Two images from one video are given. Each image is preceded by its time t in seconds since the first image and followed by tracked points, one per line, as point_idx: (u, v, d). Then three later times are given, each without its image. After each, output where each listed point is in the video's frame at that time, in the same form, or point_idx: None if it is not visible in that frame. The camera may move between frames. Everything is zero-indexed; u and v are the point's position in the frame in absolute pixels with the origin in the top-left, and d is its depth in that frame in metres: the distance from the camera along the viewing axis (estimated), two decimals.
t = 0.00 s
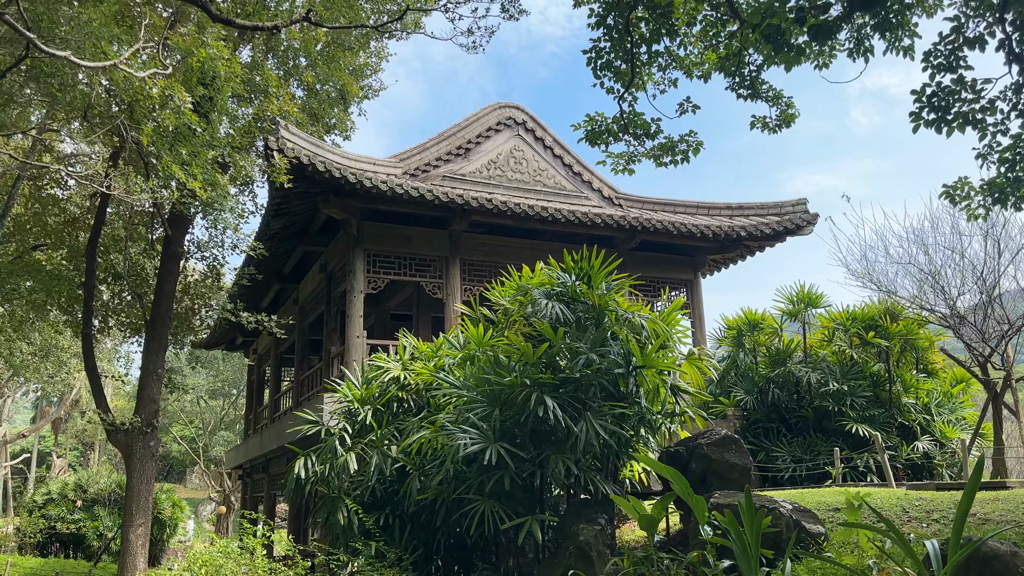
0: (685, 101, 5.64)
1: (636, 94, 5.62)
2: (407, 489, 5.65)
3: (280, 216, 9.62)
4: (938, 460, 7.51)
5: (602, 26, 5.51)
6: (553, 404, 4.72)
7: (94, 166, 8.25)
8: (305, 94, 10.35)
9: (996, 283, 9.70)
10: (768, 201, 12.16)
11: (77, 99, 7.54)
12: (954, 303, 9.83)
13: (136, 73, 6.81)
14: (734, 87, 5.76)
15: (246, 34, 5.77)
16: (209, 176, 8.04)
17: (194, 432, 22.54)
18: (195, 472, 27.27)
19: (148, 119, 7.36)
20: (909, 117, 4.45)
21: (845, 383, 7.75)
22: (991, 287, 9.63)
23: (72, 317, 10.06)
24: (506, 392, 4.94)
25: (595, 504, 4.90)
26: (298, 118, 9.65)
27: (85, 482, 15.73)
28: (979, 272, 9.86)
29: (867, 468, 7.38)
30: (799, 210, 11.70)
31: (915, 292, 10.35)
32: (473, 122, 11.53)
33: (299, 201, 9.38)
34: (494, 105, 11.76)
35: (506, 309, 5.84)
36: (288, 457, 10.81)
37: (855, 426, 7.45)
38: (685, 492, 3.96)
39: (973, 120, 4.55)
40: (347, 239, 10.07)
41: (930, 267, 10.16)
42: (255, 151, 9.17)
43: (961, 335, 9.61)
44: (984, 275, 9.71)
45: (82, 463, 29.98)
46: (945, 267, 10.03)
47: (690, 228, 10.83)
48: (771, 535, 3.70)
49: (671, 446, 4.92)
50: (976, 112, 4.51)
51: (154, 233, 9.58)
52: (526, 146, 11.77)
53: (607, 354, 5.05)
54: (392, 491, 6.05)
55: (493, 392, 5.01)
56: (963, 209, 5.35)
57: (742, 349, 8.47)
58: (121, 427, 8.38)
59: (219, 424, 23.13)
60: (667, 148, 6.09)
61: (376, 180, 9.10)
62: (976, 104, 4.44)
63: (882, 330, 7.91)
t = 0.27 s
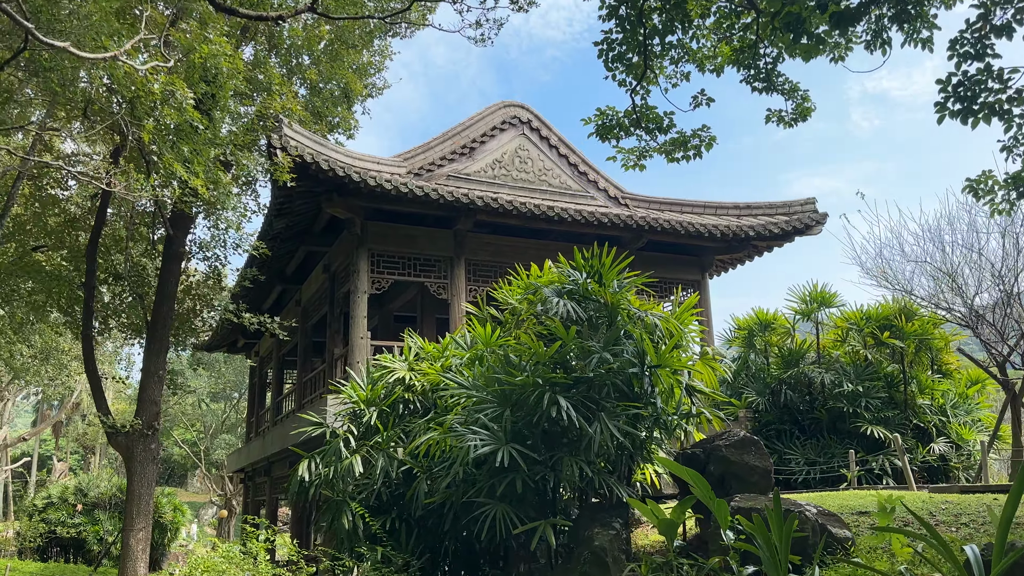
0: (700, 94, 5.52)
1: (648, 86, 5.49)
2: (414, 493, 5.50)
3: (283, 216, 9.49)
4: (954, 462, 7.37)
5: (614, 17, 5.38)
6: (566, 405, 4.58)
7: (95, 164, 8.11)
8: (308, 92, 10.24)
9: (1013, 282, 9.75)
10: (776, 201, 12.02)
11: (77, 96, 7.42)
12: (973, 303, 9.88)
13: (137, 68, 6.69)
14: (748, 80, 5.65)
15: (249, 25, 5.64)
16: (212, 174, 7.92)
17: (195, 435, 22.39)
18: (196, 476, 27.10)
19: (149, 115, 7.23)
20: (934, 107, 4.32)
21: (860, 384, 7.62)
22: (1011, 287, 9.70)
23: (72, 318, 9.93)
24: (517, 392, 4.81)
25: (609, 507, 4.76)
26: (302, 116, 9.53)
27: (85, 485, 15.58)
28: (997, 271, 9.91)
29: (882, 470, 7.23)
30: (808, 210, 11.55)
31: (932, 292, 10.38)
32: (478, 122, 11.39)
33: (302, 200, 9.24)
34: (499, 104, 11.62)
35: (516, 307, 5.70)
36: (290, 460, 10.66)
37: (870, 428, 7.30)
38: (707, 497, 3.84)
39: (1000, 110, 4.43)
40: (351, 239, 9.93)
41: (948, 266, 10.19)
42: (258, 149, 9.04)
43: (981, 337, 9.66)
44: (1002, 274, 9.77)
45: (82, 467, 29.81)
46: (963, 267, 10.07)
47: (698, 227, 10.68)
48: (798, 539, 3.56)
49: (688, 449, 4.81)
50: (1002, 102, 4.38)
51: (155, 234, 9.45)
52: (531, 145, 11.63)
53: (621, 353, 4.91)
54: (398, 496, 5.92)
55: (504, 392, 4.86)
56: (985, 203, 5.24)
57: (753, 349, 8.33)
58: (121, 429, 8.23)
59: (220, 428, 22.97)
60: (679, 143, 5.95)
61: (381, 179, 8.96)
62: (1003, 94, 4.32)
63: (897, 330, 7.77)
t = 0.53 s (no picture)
0: (712, 86, 5.37)
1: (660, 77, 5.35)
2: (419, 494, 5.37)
3: (284, 214, 9.34)
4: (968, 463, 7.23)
5: (624, 6, 5.24)
6: (577, 404, 4.44)
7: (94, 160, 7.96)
8: (310, 88, 10.11)
9: None
10: (783, 199, 11.87)
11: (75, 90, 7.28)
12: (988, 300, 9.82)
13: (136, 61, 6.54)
14: (762, 71, 5.52)
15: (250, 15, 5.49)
16: (212, 171, 7.78)
17: (195, 436, 22.23)
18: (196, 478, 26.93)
19: (148, 110, 7.09)
20: (958, 97, 4.20)
21: (872, 383, 7.48)
22: None
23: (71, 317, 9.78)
24: (526, 390, 4.67)
25: (621, 510, 4.63)
26: (303, 112, 9.39)
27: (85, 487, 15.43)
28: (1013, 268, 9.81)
29: (895, 471, 7.09)
30: (815, 208, 11.40)
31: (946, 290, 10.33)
32: (481, 119, 11.25)
33: (303, 198, 9.10)
34: (502, 101, 11.47)
35: (523, 304, 5.56)
36: (292, 461, 10.53)
37: (883, 429, 7.16)
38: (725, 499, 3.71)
39: None
40: (353, 237, 9.79)
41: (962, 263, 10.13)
42: (259, 146, 8.90)
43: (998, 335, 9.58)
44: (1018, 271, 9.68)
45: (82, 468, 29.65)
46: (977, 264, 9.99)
47: (705, 225, 10.54)
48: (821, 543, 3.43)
49: (703, 449, 4.78)
50: None
51: (155, 232, 9.31)
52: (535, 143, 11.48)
53: (633, 351, 4.77)
54: (403, 498, 5.80)
55: (512, 390, 4.72)
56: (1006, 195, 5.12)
57: (762, 348, 8.20)
58: (120, 430, 8.09)
59: (220, 429, 22.80)
60: (690, 136, 5.80)
61: (384, 176, 8.82)
62: None
63: (910, 329, 7.63)
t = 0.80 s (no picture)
0: (726, 69, 5.29)
1: (671, 62, 5.22)
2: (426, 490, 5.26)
3: (286, 209, 9.21)
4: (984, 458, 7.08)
5: None
6: (587, 397, 4.30)
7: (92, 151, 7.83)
8: (312, 81, 9.98)
9: None
10: (791, 193, 11.71)
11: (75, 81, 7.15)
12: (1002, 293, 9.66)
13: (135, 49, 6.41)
14: (776, 55, 5.39)
15: None
16: (213, 162, 7.66)
17: (199, 435, 22.13)
18: (200, 477, 26.86)
19: (148, 100, 6.96)
20: (984, 77, 4.05)
21: (886, 378, 7.35)
22: None
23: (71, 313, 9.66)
24: (535, 382, 4.53)
25: (634, 506, 4.50)
26: (306, 105, 9.26)
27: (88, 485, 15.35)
28: None
29: (909, 467, 6.95)
30: (824, 201, 11.25)
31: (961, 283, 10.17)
32: (485, 112, 11.10)
33: (306, 192, 8.96)
34: (507, 94, 11.31)
35: (531, 296, 5.42)
36: (295, 459, 10.41)
37: (898, 423, 7.03)
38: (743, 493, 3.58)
39: None
40: (356, 232, 9.67)
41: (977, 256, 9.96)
42: (261, 139, 8.77)
43: (1014, 325, 9.43)
44: None
45: (86, 467, 29.61)
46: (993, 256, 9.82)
47: (712, 219, 10.39)
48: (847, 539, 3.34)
49: (718, 443, 4.78)
50: None
51: (157, 227, 9.19)
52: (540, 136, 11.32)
53: (644, 342, 4.63)
54: (409, 494, 5.68)
55: (521, 382, 4.58)
56: None
57: (773, 342, 8.07)
58: (120, 427, 7.98)
59: (224, 428, 22.71)
60: (701, 123, 5.69)
61: (387, 169, 8.68)
62: None
63: (924, 322, 7.49)
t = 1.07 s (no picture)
0: (745, 53, 5.14)
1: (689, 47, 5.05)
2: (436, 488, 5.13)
3: (293, 203, 9.08)
4: (1008, 455, 6.89)
5: None
6: (604, 393, 4.15)
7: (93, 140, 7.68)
8: (319, 72, 9.83)
9: None
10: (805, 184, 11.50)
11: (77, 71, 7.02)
12: None
13: (137, 38, 6.27)
14: (796, 41, 5.21)
15: None
16: (218, 155, 7.52)
17: (207, 431, 22.10)
18: (209, 473, 26.87)
19: (152, 91, 6.82)
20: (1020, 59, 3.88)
21: (906, 372, 7.18)
22: None
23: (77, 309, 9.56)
24: (550, 378, 4.38)
25: (652, 505, 4.35)
26: (312, 97, 9.11)
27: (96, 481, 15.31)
28: None
29: (931, 464, 6.77)
30: (839, 193, 11.04)
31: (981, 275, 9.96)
32: (494, 104, 10.92)
33: (313, 185, 8.82)
34: (515, 85, 11.11)
35: (543, 290, 5.27)
36: (303, 455, 10.31)
37: (919, 419, 6.85)
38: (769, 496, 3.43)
39: None
40: (364, 225, 9.53)
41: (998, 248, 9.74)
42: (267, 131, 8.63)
43: None
44: None
45: (95, 463, 29.67)
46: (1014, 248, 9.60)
47: (726, 211, 10.21)
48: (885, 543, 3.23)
49: (739, 440, 4.72)
50: None
51: (162, 221, 9.07)
52: (550, 128, 11.14)
53: (662, 336, 4.47)
54: (419, 493, 5.55)
55: (534, 377, 4.44)
56: None
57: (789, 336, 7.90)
58: (126, 424, 7.89)
59: (232, 423, 22.66)
60: (719, 111, 5.53)
61: (395, 161, 8.53)
62: None
63: (946, 315, 7.30)
